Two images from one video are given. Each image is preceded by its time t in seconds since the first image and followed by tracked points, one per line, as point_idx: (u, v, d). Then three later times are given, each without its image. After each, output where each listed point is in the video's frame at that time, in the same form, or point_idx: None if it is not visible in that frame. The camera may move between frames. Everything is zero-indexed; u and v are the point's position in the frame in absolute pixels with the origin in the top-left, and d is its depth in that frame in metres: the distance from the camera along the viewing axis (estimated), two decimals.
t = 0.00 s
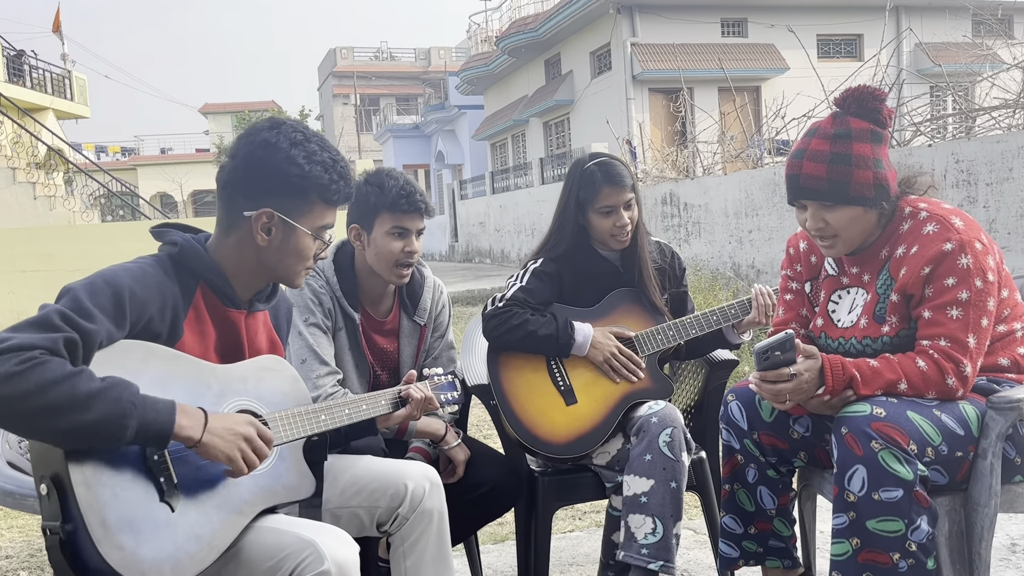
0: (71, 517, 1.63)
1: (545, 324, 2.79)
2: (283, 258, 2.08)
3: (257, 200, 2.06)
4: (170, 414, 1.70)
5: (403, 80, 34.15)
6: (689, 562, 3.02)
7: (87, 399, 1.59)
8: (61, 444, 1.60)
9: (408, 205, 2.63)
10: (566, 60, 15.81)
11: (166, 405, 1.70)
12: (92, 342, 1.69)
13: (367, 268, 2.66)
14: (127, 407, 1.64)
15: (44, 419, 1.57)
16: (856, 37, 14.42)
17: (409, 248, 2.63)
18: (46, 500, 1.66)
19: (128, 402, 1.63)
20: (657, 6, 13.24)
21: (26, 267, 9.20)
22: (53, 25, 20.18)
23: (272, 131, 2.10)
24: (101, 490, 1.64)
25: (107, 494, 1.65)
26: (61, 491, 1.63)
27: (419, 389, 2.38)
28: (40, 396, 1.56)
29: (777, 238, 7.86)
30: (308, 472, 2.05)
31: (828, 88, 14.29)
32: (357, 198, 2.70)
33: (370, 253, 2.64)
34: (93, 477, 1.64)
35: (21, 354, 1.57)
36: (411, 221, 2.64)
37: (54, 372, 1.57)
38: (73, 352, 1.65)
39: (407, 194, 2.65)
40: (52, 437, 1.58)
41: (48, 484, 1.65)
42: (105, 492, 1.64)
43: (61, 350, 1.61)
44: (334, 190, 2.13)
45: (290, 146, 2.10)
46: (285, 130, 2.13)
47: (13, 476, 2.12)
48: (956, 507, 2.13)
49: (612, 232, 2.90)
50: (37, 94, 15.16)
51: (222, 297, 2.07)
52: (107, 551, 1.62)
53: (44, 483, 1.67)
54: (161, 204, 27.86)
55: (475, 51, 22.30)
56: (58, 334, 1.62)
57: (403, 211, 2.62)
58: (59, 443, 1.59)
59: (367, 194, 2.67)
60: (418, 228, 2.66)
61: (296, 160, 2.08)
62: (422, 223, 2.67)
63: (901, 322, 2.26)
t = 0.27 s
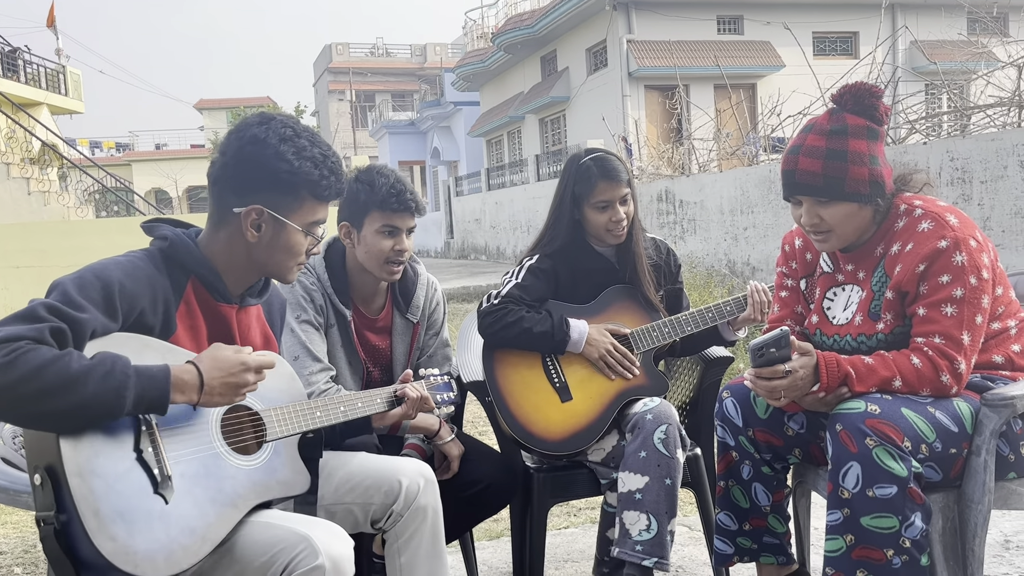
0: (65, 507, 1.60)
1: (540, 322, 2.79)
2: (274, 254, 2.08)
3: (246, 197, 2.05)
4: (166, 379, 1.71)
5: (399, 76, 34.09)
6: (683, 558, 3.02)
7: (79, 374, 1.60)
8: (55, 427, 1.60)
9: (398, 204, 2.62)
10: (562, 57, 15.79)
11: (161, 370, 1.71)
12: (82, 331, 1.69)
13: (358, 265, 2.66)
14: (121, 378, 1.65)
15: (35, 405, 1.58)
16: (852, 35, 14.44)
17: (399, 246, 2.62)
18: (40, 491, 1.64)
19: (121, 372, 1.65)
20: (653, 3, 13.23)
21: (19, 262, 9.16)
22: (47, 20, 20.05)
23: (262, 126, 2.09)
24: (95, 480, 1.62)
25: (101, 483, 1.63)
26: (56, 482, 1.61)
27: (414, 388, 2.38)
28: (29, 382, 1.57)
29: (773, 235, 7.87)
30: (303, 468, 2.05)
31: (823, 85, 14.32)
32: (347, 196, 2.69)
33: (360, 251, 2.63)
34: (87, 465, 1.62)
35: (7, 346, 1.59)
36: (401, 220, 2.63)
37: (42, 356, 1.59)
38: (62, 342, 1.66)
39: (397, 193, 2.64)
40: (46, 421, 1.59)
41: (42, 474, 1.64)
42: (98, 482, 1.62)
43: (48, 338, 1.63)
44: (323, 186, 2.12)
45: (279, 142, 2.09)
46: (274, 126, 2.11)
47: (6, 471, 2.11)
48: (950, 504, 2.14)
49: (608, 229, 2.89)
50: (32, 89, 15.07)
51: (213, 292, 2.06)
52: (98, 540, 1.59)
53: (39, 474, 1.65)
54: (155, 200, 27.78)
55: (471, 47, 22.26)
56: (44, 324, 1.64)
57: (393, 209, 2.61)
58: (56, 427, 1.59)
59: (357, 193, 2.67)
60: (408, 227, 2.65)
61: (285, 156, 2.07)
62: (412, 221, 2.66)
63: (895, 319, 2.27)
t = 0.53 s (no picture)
0: (62, 507, 1.61)
1: (536, 319, 2.78)
2: (266, 251, 2.07)
3: (237, 194, 2.04)
4: (158, 415, 1.66)
5: (396, 74, 34.04)
6: (680, 556, 3.03)
7: (72, 396, 1.57)
8: (48, 439, 1.58)
9: (400, 202, 2.61)
10: (559, 54, 15.78)
11: (155, 407, 1.67)
12: (77, 335, 1.67)
13: (358, 263, 2.65)
14: (113, 405, 1.61)
15: (29, 415, 1.56)
16: (848, 33, 14.45)
17: (400, 245, 2.61)
18: (34, 491, 1.64)
19: (114, 400, 1.61)
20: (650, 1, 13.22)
21: (15, 259, 9.14)
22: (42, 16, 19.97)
23: (252, 122, 2.08)
24: (93, 482, 1.64)
25: (99, 484, 1.65)
26: (51, 484, 1.61)
27: (410, 383, 2.36)
28: (25, 392, 1.54)
29: (769, 233, 7.87)
30: (300, 464, 2.06)
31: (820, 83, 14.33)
32: (349, 193, 2.68)
33: (361, 249, 2.62)
34: (84, 465, 1.64)
35: (4, 350, 1.55)
36: (403, 219, 2.62)
37: (38, 367, 1.55)
38: (57, 346, 1.63)
39: (400, 192, 2.63)
40: (39, 432, 1.57)
41: (38, 475, 1.63)
42: (96, 484, 1.64)
43: (45, 344, 1.60)
44: (315, 183, 2.11)
45: (269, 138, 2.08)
46: (265, 122, 2.10)
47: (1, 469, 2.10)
48: (946, 502, 2.14)
49: (606, 227, 2.89)
50: (27, 86, 15.01)
51: (207, 289, 2.06)
52: (97, 542, 1.62)
53: (32, 474, 1.65)
54: (151, 197, 27.72)
55: (468, 45, 22.23)
56: (41, 327, 1.61)
57: (395, 208, 2.61)
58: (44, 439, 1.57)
59: (359, 190, 2.65)
60: (410, 226, 2.64)
61: (276, 153, 2.06)
62: (414, 220, 2.66)
63: (892, 317, 2.27)
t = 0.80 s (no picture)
0: (57, 505, 1.60)
1: (528, 311, 2.79)
2: (261, 248, 2.07)
3: (231, 191, 2.04)
4: (157, 392, 1.67)
5: (393, 72, 34.01)
6: (676, 554, 3.03)
7: (68, 379, 1.58)
8: (46, 430, 1.57)
9: (406, 204, 2.61)
10: (557, 53, 15.78)
11: (151, 384, 1.68)
12: (72, 330, 1.68)
13: (360, 262, 2.64)
14: (110, 387, 1.62)
15: (25, 406, 1.56)
16: (846, 32, 14.46)
17: (404, 246, 2.61)
18: (31, 487, 1.62)
19: (110, 381, 1.62)
20: None
21: (12, 257, 9.13)
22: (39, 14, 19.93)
23: (247, 120, 2.08)
24: (88, 477, 1.62)
25: (94, 480, 1.63)
26: (47, 479, 1.61)
27: (407, 384, 2.37)
28: (21, 382, 1.55)
29: (766, 232, 7.88)
30: (296, 463, 2.04)
31: (817, 83, 14.34)
32: (355, 193, 2.67)
33: (365, 250, 2.61)
34: (79, 462, 1.62)
35: None
36: (408, 220, 2.62)
37: (32, 357, 1.57)
38: (52, 340, 1.65)
39: (407, 193, 2.63)
40: (36, 422, 1.56)
41: (33, 472, 1.62)
42: (91, 478, 1.63)
43: (39, 338, 1.61)
44: (310, 180, 2.11)
45: (264, 136, 2.08)
46: (259, 119, 2.10)
47: None
48: (942, 500, 2.15)
49: (602, 226, 2.90)
50: (24, 84, 14.98)
51: (204, 287, 2.06)
52: (92, 539, 1.60)
53: (29, 471, 1.63)
54: (148, 195, 27.69)
55: (466, 43, 22.22)
56: (35, 322, 1.62)
57: (401, 210, 2.60)
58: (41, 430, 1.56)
59: (365, 190, 2.64)
60: (415, 228, 2.64)
61: (270, 150, 2.06)
62: (419, 223, 2.65)
63: (889, 316, 2.27)
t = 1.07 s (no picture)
0: (55, 502, 1.59)
1: (533, 317, 2.78)
2: (260, 247, 2.07)
3: (230, 189, 2.03)
4: (153, 398, 1.68)
5: (392, 72, 33.98)
6: (675, 553, 3.03)
7: (68, 379, 1.58)
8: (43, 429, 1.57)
9: (407, 203, 2.61)
10: (555, 52, 15.78)
11: (149, 390, 1.69)
12: (75, 329, 1.68)
13: (360, 261, 2.64)
14: (109, 390, 1.62)
15: (25, 402, 1.56)
16: (844, 32, 14.48)
17: (405, 245, 2.61)
18: (29, 485, 1.61)
19: (110, 384, 1.62)
20: None
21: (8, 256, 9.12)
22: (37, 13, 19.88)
23: (245, 118, 2.07)
24: (86, 476, 1.62)
25: (93, 479, 1.63)
26: (44, 476, 1.60)
27: (406, 384, 2.37)
28: (22, 377, 1.55)
29: (764, 232, 7.88)
30: (295, 463, 2.04)
31: (815, 82, 14.35)
32: (355, 192, 2.66)
33: (365, 248, 2.61)
34: (77, 462, 1.62)
35: (2, 338, 1.57)
36: (408, 218, 2.62)
37: (34, 355, 1.57)
38: (55, 339, 1.65)
39: (407, 192, 2.63)
40: (34, 419, 1.56)
41: (32, 469, 1.61)
42: (89, 477, 1.62)
43: (43, 335, 1.61)
44: (308, 177, 2.11)
45: (262, 133, 2.07)
46: (258, 117, 2.09)
47: None
48: (940, 499, 2.15)
49: (600, 226, 2.89)
50: (21, 83, 14.94)
51: (204, 286, 2.06)
52: (90, 537, 1.59)
53: (27, 468, 1.63)
54: (146, 194, 27.66)
55: (464, 43, 22.20)
56: (40, 319, 1.62)
57: (402, 209, 2.60)
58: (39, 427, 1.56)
59: (366, 189, 2.63)
60: (414, 226, 2.64)
61: (268, 148, 2.05)
62: (419, 221, 2.65)
63: (887, 316, 2.27)
